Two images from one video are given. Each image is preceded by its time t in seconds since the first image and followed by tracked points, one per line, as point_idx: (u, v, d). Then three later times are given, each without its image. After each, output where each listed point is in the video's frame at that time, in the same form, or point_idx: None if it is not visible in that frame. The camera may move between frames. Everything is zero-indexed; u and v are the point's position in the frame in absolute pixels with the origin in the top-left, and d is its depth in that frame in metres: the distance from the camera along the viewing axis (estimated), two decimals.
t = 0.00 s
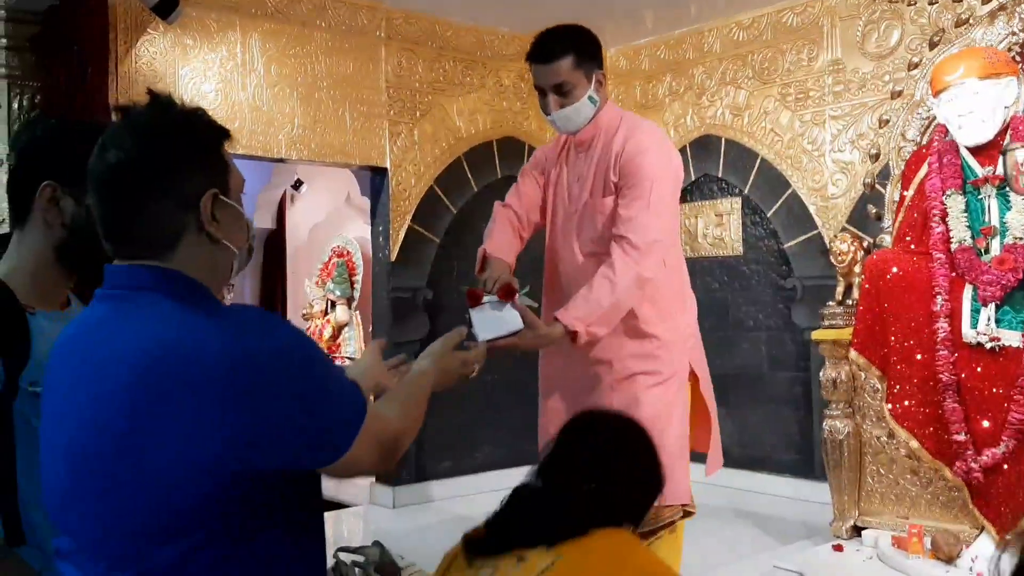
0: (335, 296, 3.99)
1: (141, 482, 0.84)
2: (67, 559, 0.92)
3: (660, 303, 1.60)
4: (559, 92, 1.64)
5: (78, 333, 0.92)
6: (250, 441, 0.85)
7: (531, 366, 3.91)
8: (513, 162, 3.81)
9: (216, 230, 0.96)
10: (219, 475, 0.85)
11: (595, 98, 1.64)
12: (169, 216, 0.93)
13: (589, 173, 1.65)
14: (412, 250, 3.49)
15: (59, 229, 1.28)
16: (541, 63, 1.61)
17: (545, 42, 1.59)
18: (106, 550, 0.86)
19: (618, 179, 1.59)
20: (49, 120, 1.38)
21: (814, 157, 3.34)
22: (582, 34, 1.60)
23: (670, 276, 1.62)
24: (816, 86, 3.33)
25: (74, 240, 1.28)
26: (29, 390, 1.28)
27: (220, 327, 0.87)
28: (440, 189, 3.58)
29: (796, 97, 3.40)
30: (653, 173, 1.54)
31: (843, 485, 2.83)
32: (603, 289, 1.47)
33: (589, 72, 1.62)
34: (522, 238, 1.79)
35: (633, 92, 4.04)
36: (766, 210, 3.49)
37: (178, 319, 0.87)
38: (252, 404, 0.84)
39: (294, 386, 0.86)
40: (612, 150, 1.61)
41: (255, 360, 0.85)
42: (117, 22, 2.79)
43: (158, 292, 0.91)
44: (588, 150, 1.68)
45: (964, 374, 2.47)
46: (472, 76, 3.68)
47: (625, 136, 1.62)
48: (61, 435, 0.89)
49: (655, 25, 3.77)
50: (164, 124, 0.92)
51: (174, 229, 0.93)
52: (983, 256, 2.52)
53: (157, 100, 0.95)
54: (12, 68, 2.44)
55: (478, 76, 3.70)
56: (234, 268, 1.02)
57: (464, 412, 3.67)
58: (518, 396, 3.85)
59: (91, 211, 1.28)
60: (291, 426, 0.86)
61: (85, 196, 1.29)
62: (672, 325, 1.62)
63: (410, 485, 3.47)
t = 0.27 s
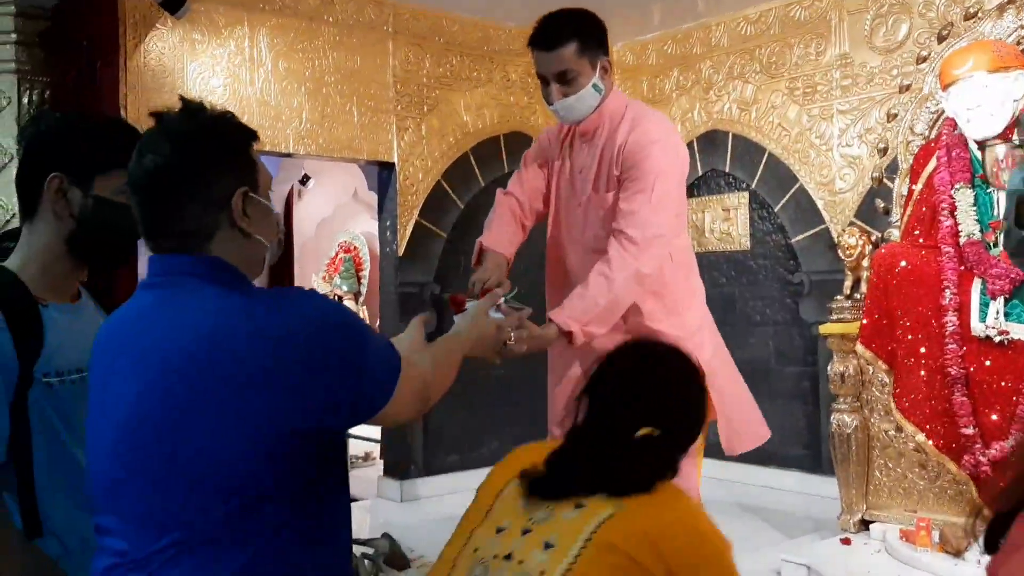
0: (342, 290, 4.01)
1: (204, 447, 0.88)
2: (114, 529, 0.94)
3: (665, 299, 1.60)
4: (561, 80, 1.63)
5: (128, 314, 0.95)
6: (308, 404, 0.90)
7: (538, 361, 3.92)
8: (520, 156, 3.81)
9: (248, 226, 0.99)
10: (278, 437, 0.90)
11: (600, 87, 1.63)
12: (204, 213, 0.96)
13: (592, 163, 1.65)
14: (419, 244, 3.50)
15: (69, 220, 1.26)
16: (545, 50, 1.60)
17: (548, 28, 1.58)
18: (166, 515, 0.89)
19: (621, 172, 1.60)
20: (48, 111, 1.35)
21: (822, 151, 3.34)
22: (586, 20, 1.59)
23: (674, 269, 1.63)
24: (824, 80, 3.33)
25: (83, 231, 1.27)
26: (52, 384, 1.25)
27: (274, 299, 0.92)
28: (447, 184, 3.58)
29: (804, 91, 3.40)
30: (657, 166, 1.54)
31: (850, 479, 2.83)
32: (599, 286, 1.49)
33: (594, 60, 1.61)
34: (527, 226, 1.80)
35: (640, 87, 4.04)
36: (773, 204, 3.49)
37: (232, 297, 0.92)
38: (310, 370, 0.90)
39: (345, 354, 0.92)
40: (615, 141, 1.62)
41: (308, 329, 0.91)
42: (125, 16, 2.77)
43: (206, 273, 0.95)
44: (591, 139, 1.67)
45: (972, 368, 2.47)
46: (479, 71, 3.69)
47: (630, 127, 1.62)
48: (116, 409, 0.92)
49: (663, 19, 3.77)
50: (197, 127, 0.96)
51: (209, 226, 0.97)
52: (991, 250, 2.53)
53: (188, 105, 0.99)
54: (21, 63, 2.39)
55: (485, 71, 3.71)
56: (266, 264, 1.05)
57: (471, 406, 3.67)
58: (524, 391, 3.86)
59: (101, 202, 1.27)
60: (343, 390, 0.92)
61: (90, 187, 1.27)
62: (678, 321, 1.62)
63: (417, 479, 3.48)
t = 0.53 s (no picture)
0: (348, 285, 4.03)
1: (232, 436, 0.89)
2: (137, 519, 0.94)
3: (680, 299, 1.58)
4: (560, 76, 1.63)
5: (153, 307, 0.96)
6: (332, 395, 0.92)
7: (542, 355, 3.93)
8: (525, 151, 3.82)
9: (268, 223, 1.00)
10: (303, 427, 0.91)
11: (599, 81, 1.63)
12: (226, 210, 0.97)
13: (595, 160, 1.66)
14: (425, 239, 3.50)
15: (87, 215, 1.26)
16: (544, 46, 1.60)
17: (545, 23, 1.58)
18: (193, 503, 0.90)
19: (624, 169, 1.60)
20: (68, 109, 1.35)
21: (828, 145, 3.34)
22: (584, 15, 1.59)
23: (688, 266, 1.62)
24: (829, 74, 3.33)
25: (101, 226, 1.26)
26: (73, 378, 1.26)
27: (298, 291, 0.94)
28: (453, 179, 3.59)
29: (809, 85, 3.39)
30: (659, 163, 1.55)
31: (855, 473, 2.84)
32: (598, 288, 1.50)
33: (592, 54, 1.61)
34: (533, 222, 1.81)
35: (645, 82, 4.03)
36: (779, 199, 3.49)
37: (259, 290, 0.94)
38: (335, 361, 0.91)
39: (367, 348, 0.94)
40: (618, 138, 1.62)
41: (333, 321, 0.92)
42: (133, 12, 2.81)
43: (229, 267, 0.96)
44: (594, 135, 1.67)
45: (977, 362, 2.47)
46: (485, 66, 3.69)
47: (633, 123, 1.62)
48: (143, 399, 0.92)
49: (668, 13, 3.77)
50: (221, 127, 0.97)
51: (231, 222, 0.98)
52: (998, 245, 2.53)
53: (208, 105, 1.00)
54: (29, 59, 2.37)
55: (490, 66, 3.71)
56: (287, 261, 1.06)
57: (477, 400, 3.69)
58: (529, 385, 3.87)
59: (120, 197, 1.26)
60: (366, 383, 0.94)
61: (108, 183, 1.27)
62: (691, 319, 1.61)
63: (423, 473, 3.50)
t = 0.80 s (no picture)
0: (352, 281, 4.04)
1: (243, 427, 0.90)
2: (145, 512, 0.94)
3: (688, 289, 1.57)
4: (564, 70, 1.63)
5: (163, 302, 0.97)
6: (342, 390, 0.92)
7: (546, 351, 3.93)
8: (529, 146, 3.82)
9: (279, 219, 1.01)
10: (313, 421, 0.92)
11: (600, 76, 1.63)
12: (237, 206, 0.98)
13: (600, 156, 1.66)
14: (430, 234, 3.51)
15: (117, 207, 1.23)
16: (543, 43, 1.61)
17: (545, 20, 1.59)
18: (202, 495, 0.90)
19: (630, 166, 1.61)
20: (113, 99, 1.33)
21: (832, 140, 3.34)
22: (582, 12, 1.60)
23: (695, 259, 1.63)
24: (834, 69, 3.33)
25: (137, 218, 1.23)
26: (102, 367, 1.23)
27: (309, 287, 0.95)
28: (457, 174, 3.59)
29: (813, 80, 3.39)
30: (664, 159, 1.54)
31: (859, 468, 2.84)
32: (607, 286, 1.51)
33: (592, 49, 1.62)
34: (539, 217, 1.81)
35: (649, 77, 4.03)
36: (783, 194, 3.49)
37: (267, 284, 0.95)
38: (345, 355, 0.92)
39: (375, 343, 0.95)
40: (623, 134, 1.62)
41: (343, 316, 0.93)
42: (137, 8, 2.81)
43: (240, 263, 0.97)
44: (599, 130, 1.68)
45: (982, 357, 2.47)
46: (489, 61, 3.69)
47: (639, 118, 1.62)
48: (153, 392, 0.93)
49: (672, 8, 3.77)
50: (237, 124, 0.98)
51: (241, 218, 0.99)
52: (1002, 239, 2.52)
53: (224, 103, 1.01)
54: (35, 55, 2.38)
55: (494, 61, 3.71)
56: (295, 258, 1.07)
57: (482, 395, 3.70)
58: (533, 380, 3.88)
59: (151, 191, 1.24)
60: (374, 379, 0.95)
61: (141, 176, 1.24)
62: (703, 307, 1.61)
63: (427, 468, 3.51)
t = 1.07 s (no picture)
0: (354, 276, 4.02)
1: (241, 427, 0.90)
2: (147, 510, 0.95)
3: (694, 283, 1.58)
4: (563, 65, 1.63)
5: (161, 301, 0.97)
6: (337, 389, 0.93)
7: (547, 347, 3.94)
8: (530, 143, 3.82)
9: (278, 217, 1.01)
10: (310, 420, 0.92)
11: (603, 69, 1.62)
12: (238, 203, 0.99)
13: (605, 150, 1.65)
14: (431, 230, 3.51)
15: (150, 202, 1.21)
16: (544, 36, 1.61)
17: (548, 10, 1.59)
18: (202, 494, 0.91)
19: (637, 160, 1.61)
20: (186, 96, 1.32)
21: (834, 136, 3.33)
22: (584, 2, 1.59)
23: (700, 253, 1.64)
24: (836, 65, 3.32)
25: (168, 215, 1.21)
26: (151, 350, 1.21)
27: (304, 285, 0.95)
28: (458, 170, 3.60)
29: (815, 76, 3.39)
30: (673, 155, 1.56)
31: (860, 464, 2.84)
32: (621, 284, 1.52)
33: (592, 43, 1.61)
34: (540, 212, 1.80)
35: (651, 74, 4.03)
36: (785, 190, 3.49)
37: (265, 281, 0.95)
38: (340, 355, 0.92)
39: (370, 342, 0.95)
40: (629, 128, 1.62)
41: (339, 315, 0.93)
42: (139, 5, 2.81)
43: (238, 261, 0.97)
44: (603, 125, 1.67)
45: (983, 353, 2.47)
46: (490, 58, 3.69)
47: (644, 113, 1.62)
48: (153, 391, 0.93)
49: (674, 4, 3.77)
50: (242, 123, 0.99)
51: (240, 214, 0.99)
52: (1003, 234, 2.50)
53: (232, 103, 1.03)
54: (36, 51, 2.39)
55: (496, 58, 3.71)
56: (292, 256, 1.07)
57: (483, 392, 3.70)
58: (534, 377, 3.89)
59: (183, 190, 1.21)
60: (370, 379, 0.95)
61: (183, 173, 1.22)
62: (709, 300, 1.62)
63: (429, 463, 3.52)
